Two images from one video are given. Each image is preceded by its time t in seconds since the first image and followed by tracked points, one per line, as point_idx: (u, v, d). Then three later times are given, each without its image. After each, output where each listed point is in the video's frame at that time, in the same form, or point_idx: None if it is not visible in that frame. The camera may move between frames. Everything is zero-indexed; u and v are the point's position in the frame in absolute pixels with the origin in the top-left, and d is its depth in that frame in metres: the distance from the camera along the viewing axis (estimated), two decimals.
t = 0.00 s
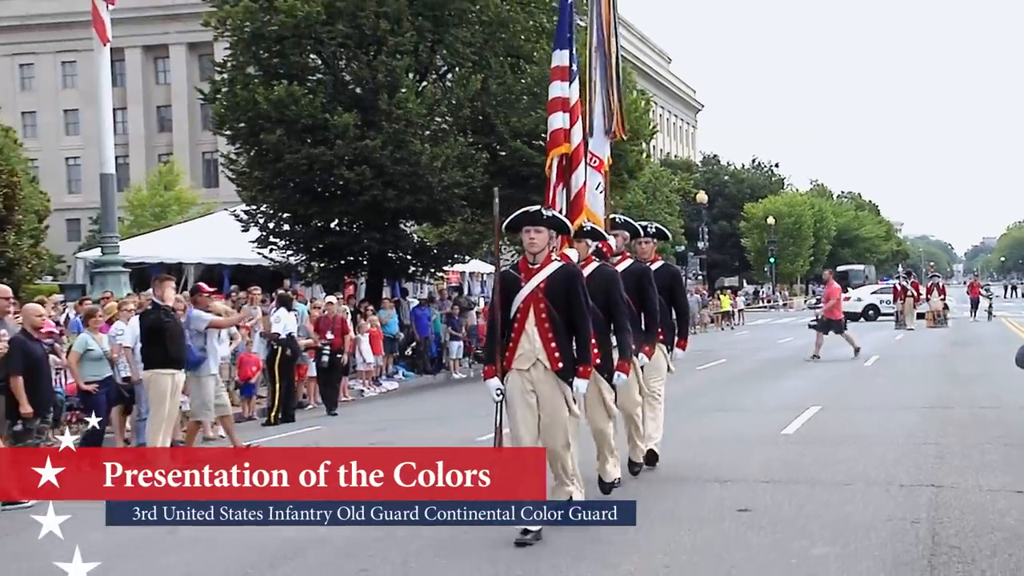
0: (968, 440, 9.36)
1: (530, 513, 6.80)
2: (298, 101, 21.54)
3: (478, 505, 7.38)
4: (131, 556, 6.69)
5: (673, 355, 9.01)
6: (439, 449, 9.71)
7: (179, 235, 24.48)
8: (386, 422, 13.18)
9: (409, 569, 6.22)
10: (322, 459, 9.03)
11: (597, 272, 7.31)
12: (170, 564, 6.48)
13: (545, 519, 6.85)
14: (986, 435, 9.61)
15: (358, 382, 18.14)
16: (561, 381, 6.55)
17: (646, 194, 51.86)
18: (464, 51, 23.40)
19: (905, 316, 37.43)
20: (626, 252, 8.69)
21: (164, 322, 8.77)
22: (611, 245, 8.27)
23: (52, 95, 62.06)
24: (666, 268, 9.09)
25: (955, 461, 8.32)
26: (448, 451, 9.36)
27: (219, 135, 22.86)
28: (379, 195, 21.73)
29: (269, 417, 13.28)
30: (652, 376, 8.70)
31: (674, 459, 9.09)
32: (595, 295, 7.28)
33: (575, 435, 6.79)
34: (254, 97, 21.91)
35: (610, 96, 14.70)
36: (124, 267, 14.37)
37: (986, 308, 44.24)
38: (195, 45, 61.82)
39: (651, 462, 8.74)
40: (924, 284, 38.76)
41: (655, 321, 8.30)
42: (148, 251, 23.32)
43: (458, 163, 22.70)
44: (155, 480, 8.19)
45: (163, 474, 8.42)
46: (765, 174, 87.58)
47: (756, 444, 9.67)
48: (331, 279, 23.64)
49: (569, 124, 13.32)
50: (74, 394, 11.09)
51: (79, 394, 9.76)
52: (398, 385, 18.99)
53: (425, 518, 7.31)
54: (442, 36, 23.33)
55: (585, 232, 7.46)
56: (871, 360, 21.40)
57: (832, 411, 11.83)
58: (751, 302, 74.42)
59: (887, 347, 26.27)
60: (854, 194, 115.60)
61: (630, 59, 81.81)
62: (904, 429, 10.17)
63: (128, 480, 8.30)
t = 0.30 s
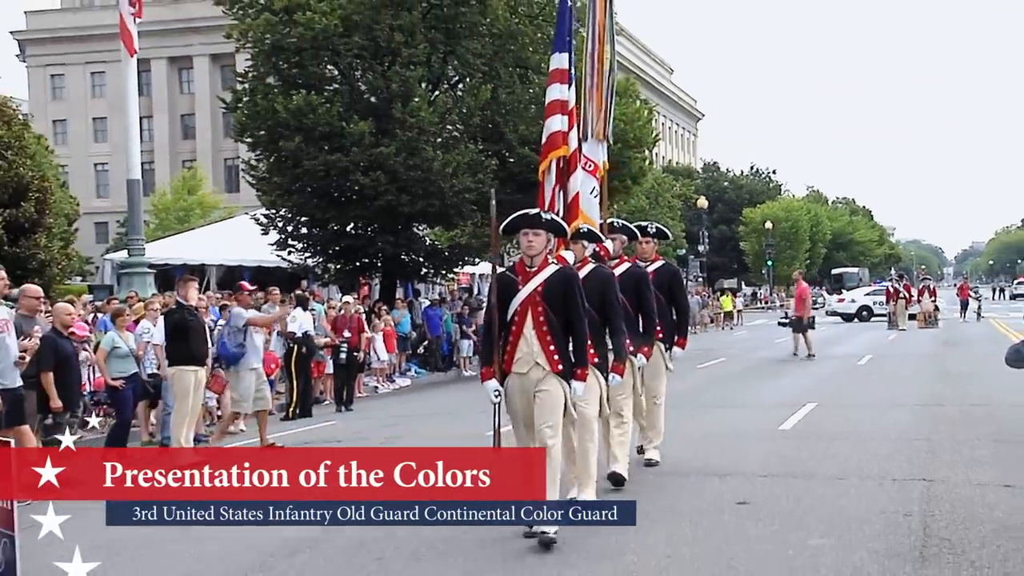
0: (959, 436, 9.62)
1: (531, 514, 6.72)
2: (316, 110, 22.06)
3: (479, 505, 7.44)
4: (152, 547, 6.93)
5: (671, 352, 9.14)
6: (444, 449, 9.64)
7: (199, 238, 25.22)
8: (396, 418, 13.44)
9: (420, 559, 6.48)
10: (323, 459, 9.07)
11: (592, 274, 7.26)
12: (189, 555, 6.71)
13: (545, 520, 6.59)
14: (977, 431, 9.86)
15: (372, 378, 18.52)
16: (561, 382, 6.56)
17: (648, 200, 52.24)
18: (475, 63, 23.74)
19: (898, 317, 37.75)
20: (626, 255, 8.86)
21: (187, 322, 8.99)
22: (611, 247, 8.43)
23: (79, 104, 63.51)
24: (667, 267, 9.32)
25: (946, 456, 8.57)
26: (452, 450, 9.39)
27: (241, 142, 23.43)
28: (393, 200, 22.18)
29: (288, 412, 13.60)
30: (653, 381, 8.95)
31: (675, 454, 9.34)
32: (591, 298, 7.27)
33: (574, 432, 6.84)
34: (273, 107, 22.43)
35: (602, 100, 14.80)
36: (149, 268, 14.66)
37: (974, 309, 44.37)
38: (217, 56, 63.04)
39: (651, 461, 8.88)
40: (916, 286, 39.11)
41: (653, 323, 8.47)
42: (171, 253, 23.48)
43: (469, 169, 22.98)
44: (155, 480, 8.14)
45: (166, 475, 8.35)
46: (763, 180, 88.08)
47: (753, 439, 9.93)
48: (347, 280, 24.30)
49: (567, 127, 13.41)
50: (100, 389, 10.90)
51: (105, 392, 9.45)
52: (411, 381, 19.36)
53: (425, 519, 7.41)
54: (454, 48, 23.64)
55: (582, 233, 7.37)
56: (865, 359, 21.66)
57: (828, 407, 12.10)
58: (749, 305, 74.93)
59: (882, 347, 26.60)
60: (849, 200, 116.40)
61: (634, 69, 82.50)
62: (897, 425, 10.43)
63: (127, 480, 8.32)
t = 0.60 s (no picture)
0: (955, 433, 9.87)
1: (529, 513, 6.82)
2: (337, 120, 22.52)
3: (478, 505, 7.64)
4: (175, 538, 7.21)
5: (673, 354, 9.41)
6: (451, 451, 10.08)
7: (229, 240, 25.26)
8: (411, 414, 13.75)
9: (434, 550, 6.76)
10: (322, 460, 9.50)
11: (595, 279, 7.31)
12: (210, 546, 6.96)
13: (545, 520, 6.64)
14: (972, 429, 10.10)
15: (389, 376, 18.77)
16: (564, 388, 6.61)
17: (653, 205, 52.65)
18: (489, 74, 24.15)
19: (895, 319, 37.87)
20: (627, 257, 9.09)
21: (213, 321, 9.25)
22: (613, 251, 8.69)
23: (112, 114, 66.33)
24: (668, 271, 9.50)
25: (941, 452, 8.81)
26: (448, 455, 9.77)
27: (264, 150, 23.95)
28: (410, 206, 22.66)
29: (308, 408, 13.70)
30: (658, 383, 9.34)
31: (678, 451, 9.61)
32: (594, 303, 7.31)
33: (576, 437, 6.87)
34: (295, 116, 22.90)
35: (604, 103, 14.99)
36: (177, 270, 14.96)
37: (968, 310, 44.55)
38: (243, 69, 65.48)
39: (656, 457, 9.17)
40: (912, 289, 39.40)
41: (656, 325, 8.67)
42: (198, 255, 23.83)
43: (482, 176, 23.47)
44: (155, 480, 8.54)
45: (166, 478, 8.57)
46: (765, 186, 88.49)
47: (755, 435, 10.19)
48: (365, 283, 24.74)
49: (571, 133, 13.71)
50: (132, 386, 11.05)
51: (135, 390, 9.65)
52: (428, 379, 19.63)
53: (425, 518, 7.51)
54: (468, 60, 24.08)
55: (586, 240, 7.66)
56: (863, 359, 21.92)
57: (828, 405, 12.35)
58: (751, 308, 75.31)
59: (882, 347, 26.89)
60: (848, 206, 116.83)
61: (640, 79, 83.74)
62: (895, 422, 10.66)
63: (127, 481, 8.69)
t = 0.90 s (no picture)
0: (953, 427, 10.09)
1: (531, 512, 6.92)
2: (356, 129, 23.48)
3: (478, 505, 7.57)
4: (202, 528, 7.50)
5: (670, 356, 9.68)
6: (456, 448, 10.24)
7: (256, 246, 27.14)
8: (428, 410, 14.03)
9: (450, 539, 7.03)
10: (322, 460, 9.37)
11: (599, 273, 7.47)
12: (226, 539, 7.12)
13: (545, 519, 6.78)
14: (969, 423, 10.33)
15: (406, 374, 19.03)
16: (568, 385, 6.66)
17: (659, 208, 52.93)
18: (502, 84, 24.77)
19: (892, 317, 37.90)
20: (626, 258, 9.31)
21: (240, 322, 9.56)
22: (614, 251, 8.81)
23: (144, 125, 67.95)
24: (665, 274, 9.75)
25: (939, 445, 9.05)
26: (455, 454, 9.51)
27: (287, 158, 25.04)
28: (427, 210, 23.58)
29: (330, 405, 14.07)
30: (658, 383, 9.50)
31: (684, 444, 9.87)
32: (598, 298, 7.45)
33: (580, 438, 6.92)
34: (317, 124, 23.99)
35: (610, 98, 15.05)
36: (204, 273, 15.28)
37: (966, 309, 44.66)
38: (266, 80, 66.89)
39: (663, 449, 9.43)
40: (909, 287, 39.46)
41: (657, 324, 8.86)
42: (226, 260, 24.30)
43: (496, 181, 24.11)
44: (155, 480, 8.19)
45: (166, 477, 8.19)
46: (766, 190, 88.81)
47: (759, 430, 10.42)
48: (383, 284, 25.83)
49: (576, 128, 13.79)
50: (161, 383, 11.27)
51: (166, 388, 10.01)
52: (444, 377, 19.92)
53: (425, 518, 7.48)
54: (482, 71, 24.67)
55: (589, 234, 7.89)
56: (862, 356, 22.12)
57: (829, 400, 12.57)
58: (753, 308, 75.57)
59: (882, 344, 27.13)
60: (847, 207, 117.05)
61: (646, 88, 84.76)
62: (893, 417, 10.89)
63: (128, 480, 8.33)
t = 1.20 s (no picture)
0: (951, 423, 10.33)
1: (531, 513, 6.82)
2: (374, 137, 24.73)
3: (478, 505, 7.61)
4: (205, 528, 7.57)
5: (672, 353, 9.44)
6: (468, 446, 10.54)
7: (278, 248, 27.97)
8: (443, 407, 14.35)
9: (463, 530, 7.29)
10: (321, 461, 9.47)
11: (599, 280, 7.63)
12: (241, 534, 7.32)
13: (544, 520, 6.98)
14: (968, 419, 10.56)
15: (423, 371, 19.30)
16: (564, 391, 6.56)
17: (665, 212, 53.38)
18: (514, 93, 25.81)
19: (891, 317, 38.07)
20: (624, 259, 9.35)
21: (264, 323, 9.88)
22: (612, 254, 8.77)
23: (171, 134, 69.77)
24: (664, 273, 9.75)
25: (937, 441, 9.28)
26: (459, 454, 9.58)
27: (308, 164, 26.43)
28: (442, 215, 25.01)
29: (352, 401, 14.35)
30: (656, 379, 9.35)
31: (690, 440, 10.14)
32: (599, 301, 7.58)
33: (581, 442, 6.83)
34: (336, 133, 25.24)
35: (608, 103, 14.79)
36: (229, 275, 15.59)
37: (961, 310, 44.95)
38: (289, 91, 68.59)
39: (660, 459, 9.15)
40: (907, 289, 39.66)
41: (653, 328, 8.79)
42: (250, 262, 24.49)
43: (508, 187, 25.49)
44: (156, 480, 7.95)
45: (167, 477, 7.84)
46: (768, 195, 89.14)
47: (762, 426, 10.70)
48: (400, 286, 27.37)
49: (576, 133, 12.95)
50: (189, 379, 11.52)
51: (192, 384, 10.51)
52: (459, 375, 20.30)
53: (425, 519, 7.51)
54: (495, 80, 25.79)
55: (589, 240, 7.73)
56: (863, 354, 22.41)
57: (830, 397, 12.82)
58: (755, 308, 75.98)
59: (882, 343, 27.44)
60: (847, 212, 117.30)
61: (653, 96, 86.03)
62: (891, 414, 11.13)
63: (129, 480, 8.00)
